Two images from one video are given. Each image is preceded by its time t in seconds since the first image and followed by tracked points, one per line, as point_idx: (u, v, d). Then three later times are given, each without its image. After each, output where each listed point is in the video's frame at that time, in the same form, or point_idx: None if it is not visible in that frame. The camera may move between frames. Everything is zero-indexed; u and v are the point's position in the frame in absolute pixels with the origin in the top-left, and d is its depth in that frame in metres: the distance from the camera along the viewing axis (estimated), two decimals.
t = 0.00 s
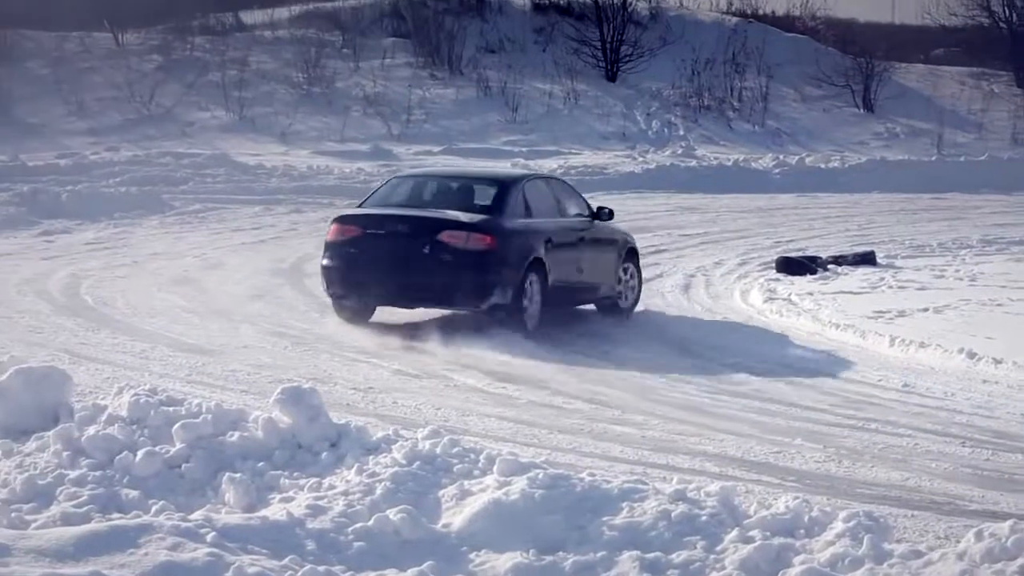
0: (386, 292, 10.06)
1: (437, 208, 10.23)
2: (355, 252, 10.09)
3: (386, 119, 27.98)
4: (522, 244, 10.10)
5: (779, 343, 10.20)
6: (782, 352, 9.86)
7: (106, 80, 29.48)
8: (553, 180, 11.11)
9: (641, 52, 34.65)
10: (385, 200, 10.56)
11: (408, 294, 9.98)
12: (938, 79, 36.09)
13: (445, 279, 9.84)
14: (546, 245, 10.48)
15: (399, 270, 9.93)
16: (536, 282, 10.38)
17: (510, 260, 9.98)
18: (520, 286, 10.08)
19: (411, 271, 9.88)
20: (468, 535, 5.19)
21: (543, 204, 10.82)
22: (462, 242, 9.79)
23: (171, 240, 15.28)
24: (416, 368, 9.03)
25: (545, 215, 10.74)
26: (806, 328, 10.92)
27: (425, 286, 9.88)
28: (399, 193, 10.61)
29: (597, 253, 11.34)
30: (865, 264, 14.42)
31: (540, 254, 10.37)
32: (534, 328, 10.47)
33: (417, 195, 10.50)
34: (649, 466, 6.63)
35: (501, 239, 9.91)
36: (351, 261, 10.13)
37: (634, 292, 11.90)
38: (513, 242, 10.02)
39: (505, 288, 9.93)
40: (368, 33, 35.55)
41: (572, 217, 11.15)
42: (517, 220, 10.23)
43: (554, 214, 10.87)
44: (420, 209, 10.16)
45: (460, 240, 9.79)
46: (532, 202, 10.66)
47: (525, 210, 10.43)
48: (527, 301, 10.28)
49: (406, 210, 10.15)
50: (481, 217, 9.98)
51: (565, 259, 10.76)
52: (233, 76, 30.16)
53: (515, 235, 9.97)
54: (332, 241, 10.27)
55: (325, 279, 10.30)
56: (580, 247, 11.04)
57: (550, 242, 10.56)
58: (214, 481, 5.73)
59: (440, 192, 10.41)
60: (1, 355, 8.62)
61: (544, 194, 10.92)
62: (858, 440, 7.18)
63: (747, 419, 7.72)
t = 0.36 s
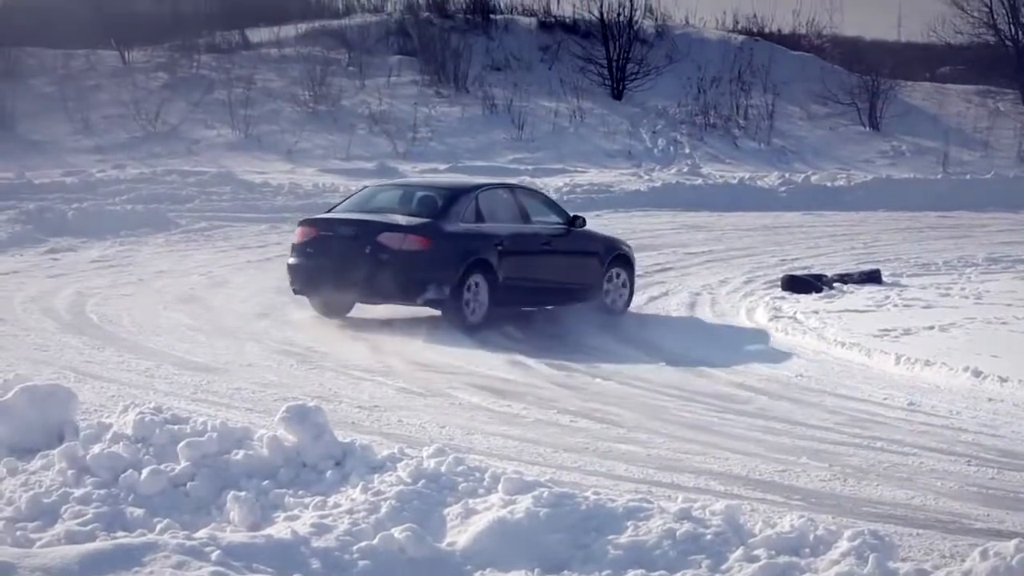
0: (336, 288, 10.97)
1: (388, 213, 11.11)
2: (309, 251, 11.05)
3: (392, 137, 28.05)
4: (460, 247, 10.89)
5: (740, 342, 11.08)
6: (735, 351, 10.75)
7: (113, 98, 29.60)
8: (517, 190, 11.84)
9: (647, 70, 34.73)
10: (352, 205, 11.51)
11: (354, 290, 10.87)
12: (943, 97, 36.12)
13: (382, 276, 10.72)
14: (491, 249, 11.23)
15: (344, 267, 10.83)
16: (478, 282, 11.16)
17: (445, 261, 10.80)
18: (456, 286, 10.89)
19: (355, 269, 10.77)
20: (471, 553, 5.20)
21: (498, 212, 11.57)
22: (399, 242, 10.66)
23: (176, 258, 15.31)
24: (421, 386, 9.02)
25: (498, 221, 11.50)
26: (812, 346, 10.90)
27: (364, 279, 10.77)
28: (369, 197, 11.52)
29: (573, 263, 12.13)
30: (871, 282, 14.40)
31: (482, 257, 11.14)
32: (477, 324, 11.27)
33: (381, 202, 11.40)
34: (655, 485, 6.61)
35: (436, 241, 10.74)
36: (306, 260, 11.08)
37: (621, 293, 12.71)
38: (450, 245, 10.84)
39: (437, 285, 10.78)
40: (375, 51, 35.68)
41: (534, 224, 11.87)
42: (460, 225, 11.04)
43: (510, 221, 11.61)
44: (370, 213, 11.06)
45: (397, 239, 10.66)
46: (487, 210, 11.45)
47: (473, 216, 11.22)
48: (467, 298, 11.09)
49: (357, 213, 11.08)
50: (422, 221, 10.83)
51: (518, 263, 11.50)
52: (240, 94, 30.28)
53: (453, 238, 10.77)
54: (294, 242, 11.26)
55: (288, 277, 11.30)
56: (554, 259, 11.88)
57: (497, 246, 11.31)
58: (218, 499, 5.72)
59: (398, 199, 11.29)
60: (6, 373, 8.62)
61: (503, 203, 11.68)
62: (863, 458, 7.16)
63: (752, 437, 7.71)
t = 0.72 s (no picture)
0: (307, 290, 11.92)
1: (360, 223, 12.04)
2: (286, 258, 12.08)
3: (389, 155, 28.12)
4: (416, 252, 11.73)
5: (724, 343, 12.15)
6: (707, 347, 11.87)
7: (110, 116, 29.67)
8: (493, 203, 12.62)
9: (644, 89, 34.85)
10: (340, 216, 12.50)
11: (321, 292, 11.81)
12: (939, 116, 36.27)
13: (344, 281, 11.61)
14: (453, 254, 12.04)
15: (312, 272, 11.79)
16: (439, 285, 11.95)
17: (400, 265, 11.66)
18: (413, 286, 11.72)
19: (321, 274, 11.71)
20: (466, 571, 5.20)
21: (468, 223, 12.38)
22: (354, 249, 11.60)
23: (173, 276, 15.32)
24: (419, 404, 9.02)
25: (467, 230, 12.30)
26: (808, 365, 10.90)
27: (329, 286, 11.59)
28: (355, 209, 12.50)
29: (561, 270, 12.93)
30: (868, 301, 14.44)
31: (443, 262, 11.96)
32: (442, 322, 12.08)
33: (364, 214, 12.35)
34: (652, 504, 6.61)
35: (390, 248, 11.63)
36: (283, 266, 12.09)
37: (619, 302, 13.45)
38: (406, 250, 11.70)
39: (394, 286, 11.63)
40: (372, 69, 35.79)
41: (508, 233, 12.61)
42: (422, 233, 11.91)
43: (480, 231, 12.39)
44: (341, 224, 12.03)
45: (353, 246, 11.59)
46: (456, 221, 12.28)
47: (437, 226, 12.08)
48: (428, 302, 11.91)
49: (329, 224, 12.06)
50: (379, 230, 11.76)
51: (486, 268, 12.27)
52: (237, 112, 30.35)
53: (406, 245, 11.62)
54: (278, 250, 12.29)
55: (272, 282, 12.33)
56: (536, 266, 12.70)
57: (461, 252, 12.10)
58: (215, 517, 5.71)
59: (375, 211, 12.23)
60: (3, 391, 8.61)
61: (475, 214, 12.47)
62: (861, 477, 7.16)
63: (749, 456, 7.71)
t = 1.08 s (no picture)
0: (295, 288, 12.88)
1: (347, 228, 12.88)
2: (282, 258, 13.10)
3: (381, 170, 28.15)
4: (387, 258, 12.48)
5: (708, 341, 12.99)
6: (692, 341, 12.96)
7: (102, 131, 29.69)
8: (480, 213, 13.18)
9: (636, 104, 34.97)
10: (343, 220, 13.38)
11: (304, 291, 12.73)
12: (930, 131, 36.43)
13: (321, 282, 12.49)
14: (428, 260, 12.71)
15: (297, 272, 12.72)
16: (411, 287, 12.67)
17: (371, 269, 12.44)
18: (382, 289, 12.51)
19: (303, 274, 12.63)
20: None
21: (450, 230, 12.99)
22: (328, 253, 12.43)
23: (166, 291, 15.32)
24: (410, 420, 9.00)
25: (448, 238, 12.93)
26: (800, 380, 10.91)
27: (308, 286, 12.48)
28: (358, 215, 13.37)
29: (553, 275, 13.38)
30: (860, 315, 14.48)
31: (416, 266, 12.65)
32: (416, 322, 12.82)
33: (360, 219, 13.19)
34: (644, 519, 6.61)
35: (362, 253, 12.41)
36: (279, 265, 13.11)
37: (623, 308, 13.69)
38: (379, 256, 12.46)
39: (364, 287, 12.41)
40: (365, 84, 35.85)
41: (493, 241, 13.15)
42: (398, 239, 12.63)
43: (461, 238, 12.98)
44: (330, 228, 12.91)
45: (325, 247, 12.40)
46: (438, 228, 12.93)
47: (416, 233, 12.75)
48: (400, 303, 12.65)
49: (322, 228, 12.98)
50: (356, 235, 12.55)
51: (464, 274, 12.89)
52: (230, 127, 30.38)
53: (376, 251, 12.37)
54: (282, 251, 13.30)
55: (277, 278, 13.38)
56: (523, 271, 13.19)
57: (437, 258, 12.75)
58: (207, 532, 5.70)
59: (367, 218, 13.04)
60: None
61: (459, 223, 13.04)
62: (852, 491, 7.17)
63: (741, 470, 7.72)
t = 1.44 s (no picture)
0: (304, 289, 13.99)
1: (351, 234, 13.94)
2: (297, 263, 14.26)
3: (369, 183, 28.13)
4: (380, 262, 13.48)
5: (703, 342, 13.79)
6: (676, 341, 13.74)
7: (91, 143, 29.66)
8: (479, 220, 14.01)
9: (625, 116, 35.06)
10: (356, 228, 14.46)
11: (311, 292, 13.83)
12: (919, 144, 36.57)
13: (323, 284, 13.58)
14: (422, 264, 13.69)
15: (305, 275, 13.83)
16: (404, 289, 13.63)
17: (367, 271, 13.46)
18: (376, 290, 13.50)
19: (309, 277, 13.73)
20: None
21: (446, 236, 13.90)
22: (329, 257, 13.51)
23: (154, 303, 15.29)
24: (398, 432, 9.01)
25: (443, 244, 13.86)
26: (789, 392, 10.94)
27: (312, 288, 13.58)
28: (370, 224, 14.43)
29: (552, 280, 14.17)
30: (848, 327, 14.53)
31: (410, 269, 13.63)
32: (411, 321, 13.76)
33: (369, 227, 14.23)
34: (633, 531, 6.62)
35: (358, 256, 13.44)
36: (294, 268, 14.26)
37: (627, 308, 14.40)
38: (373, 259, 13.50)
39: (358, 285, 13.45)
40: (354, 96, 35.89)
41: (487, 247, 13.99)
42: (393, 245, 13.63)
43: (456, 243, 13.87)
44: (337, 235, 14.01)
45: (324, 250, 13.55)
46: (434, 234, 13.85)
47: (411, 240, 13.71)
48: (393, 303, 13.62)
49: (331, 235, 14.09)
50: (352, 239, 13.61)
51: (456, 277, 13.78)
52: (219, 139, 30.37)
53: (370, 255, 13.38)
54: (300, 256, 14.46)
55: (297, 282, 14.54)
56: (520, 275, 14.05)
57: (431, 263, 13.72)
58: (195, 545, 5.69)
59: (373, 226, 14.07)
60: None
61: (457, 229, 13.93)
62: (841, 504, 7.20)
63: (730, 482, 7.74)
